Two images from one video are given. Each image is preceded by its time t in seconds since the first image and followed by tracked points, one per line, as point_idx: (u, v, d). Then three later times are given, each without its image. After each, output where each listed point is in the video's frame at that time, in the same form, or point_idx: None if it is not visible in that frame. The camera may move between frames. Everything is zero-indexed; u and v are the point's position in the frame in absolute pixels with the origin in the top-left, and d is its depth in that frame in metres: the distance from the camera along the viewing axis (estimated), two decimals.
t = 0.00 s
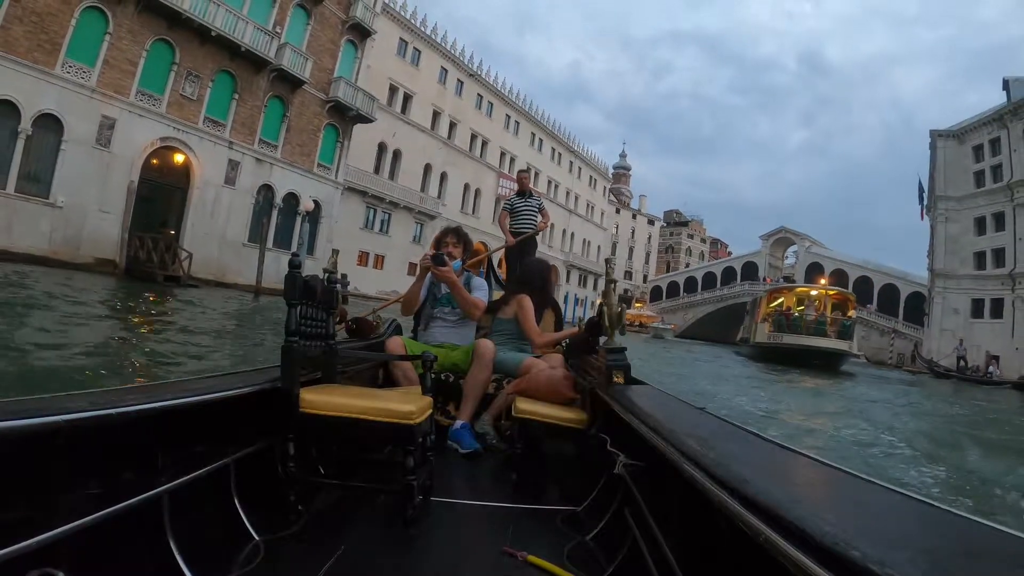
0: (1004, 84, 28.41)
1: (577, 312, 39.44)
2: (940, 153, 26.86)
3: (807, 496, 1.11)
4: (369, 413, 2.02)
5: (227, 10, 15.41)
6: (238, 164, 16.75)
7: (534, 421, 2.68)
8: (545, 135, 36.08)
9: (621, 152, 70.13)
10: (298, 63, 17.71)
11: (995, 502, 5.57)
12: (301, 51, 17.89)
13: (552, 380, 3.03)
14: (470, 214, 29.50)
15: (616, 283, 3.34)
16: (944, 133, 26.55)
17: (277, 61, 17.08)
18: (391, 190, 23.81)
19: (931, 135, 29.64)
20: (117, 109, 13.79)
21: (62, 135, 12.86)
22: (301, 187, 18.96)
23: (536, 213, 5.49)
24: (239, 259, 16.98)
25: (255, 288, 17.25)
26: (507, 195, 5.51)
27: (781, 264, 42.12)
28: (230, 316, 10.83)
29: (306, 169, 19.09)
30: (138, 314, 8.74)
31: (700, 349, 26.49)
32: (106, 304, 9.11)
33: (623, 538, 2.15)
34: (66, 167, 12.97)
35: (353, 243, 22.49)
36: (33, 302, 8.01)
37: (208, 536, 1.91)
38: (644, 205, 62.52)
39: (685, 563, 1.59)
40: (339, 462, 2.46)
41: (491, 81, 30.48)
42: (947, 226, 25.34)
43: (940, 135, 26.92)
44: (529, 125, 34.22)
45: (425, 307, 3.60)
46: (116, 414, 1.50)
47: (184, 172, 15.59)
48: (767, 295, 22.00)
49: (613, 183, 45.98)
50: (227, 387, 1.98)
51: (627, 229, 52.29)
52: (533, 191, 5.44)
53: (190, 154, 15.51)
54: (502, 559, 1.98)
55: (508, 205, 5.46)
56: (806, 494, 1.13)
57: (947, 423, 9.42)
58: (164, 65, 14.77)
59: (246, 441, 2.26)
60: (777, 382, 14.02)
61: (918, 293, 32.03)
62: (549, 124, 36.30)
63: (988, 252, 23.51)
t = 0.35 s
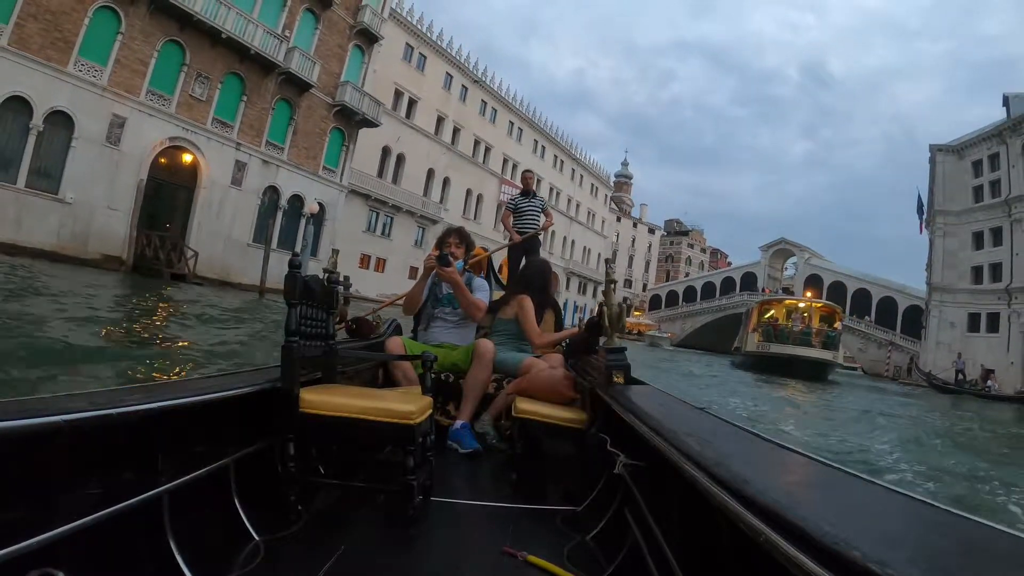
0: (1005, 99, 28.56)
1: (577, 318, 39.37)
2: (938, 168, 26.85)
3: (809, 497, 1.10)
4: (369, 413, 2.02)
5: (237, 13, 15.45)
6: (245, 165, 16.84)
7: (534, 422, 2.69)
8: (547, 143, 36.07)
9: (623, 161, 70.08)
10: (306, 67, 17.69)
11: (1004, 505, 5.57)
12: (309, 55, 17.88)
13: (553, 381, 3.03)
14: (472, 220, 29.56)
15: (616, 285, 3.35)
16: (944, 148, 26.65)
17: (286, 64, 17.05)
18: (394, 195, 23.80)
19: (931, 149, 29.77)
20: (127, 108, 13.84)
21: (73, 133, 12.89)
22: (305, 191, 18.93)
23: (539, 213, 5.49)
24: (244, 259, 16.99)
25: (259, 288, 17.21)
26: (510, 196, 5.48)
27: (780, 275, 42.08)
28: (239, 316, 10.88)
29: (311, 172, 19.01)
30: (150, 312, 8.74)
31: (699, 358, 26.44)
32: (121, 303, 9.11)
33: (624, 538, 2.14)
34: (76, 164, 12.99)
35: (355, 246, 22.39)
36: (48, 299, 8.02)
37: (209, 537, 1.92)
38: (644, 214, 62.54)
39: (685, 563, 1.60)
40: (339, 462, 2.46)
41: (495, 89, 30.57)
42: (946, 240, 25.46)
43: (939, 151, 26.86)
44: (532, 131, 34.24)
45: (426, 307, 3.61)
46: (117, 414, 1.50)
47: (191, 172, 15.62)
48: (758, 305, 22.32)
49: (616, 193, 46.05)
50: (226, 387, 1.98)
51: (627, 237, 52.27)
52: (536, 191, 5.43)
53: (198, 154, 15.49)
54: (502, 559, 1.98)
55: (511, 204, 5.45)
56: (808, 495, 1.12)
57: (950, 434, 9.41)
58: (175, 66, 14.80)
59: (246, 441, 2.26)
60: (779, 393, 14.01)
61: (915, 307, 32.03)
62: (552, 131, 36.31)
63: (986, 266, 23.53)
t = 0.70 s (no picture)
0: (1006, 104, 28.49)
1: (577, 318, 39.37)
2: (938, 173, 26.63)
3: (809, 497, 1.10)
4: (368, 414, 2.02)
5: (243, 13, 15.49)
6: (250, 163, 16.77)
7: (535, 422, 2.69)
8: (548, 142, 36.04)
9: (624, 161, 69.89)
10: (311, 66, 17.69)
11: (1006, 504, 5.58)
12: (314, 55, 17.88)
13: (553, 381, 3.03)
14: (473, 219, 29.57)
15: (617, 285, 3.35)
16: (944, 152, 26.52)
17: (291, 63, 17.05)
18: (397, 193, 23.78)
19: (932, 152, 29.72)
20: (135, 106, 13.85)
21: (82, 130, 12.91)
22: (310, 190, 18.94)
23: (544, 212, 5.49)
24: (248, 256, 16.96)
25: (263, 285, 17.21)
26: (514, 195, 5.47)
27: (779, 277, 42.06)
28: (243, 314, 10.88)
29: (315, 171, 18.99)
30: (156, 308, 8.80)
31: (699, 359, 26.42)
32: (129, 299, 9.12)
33: (624, 538, 2.14)
34: (84, 160, 13.00)
35: (356, 244, 22.41)
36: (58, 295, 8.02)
37: (208, 537, 1.91)
38: (644, 215, 62.51)
39: (684, 564, 1.60)
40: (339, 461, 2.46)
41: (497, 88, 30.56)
42: (945, 244, 25.46)
43: (940, 155, 26.68)
44: (534, 131, 34.21)
45: (426, 307, 3.61)
46: (116, 413, 1.50)
47: (198, 170, 15.63)
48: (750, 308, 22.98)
49: (616, 193, 46.03)
50: (226, 386, 1.98)
51: (627, 237, 52.22)
52: (541, 190, 5.42)
53: (204, 152, 15.54)
54: (502, 559, 1.97)
55: (516, 203, 5.45)
56: (808, 495, 1.12)
57: (951, 434, 9.44)
58: (182, 64, 14.80)
59: (246, 441, 2.26)
60: (780, 393, 14.02)
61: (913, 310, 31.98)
62: (554, 131, 36.26)
63: (985, 270, 23.40)
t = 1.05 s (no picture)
0: (999, 85, 28.32)
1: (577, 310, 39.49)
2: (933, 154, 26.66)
3: (808, 496, 1.10)
4: (369, 413, 2.02)
5: (238, 18, 15.42)
6: (250, 166, 16.80)
7: (534, 422, 2.69)
8: (543, 135, 35.97)
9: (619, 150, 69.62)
10: (306, 68, 17.64)
11: (996, 502, 5.64)
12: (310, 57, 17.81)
13: (553, 380, 3.03)
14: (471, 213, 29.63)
15: (616, 283, 3.33)
16: (938, 134, 26.24)
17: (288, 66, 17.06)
18: (395, 189, 23.77)
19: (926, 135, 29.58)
20: (134, 114, 13.86)
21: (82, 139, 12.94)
22: (309, 190, 18.96)
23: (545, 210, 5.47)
24: (251, 257, 17.00)
25: (267, 285, 17.27)
26: (515, 194, 5.45)
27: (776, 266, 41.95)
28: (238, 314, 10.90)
29: (313, 172, 18.98)
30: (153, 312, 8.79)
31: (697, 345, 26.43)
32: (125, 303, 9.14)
33: (625, 538, 2.13)
34: (85, 168, 13.04)
35: (357, 242, 22.48)
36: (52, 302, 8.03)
37: (208, 536, 1.91)
38: (642, 203, 62.37)
39: (685, 563, 1.59)
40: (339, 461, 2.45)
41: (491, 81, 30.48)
42: (941, 226, 25.04)
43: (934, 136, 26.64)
44: (529, 123, 34.15)
45: (425, 308, 3.61)
46: (116, 413, 1.50)
47: (199, 175, 15.64)
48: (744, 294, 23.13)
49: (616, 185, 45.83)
50: (227, 387, 1.98)
51: (625, 228, 52.18)
52: (543, 187, 5.38)
53: (204, 157, 15.54)
54: (502, 559, 1.97)
55: (518, 201, 5.41)
56: (808, 495, 1.12)
57: (942, 430, 9.51)
58: (178, 71, 14.83)
59: (246, 440, 2.26)
60: (777, 385, 14.03)
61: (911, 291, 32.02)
62: (549, 123, 36.17)
63: (981, 250, 23.39)
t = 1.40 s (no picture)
0: (990, 68, 28.19)
1: (578, 305, 39.57)
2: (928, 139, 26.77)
3: (808, 496, 1.10)
4: (370, 413, 2.02)
5: (233, 30, 15.46)
6: (250, 177, 16.81)
7: (535, 422, 2.68)
8: (539, 133, 35.92)
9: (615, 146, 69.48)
10: (302, 78, 17.58)
11: (997, 504, 5.58)
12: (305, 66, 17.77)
13: (554, 381, 3.03)
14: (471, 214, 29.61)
15: (617, 283, 3.32)
16: (931, 119, 26.30)
17: (283, 76, 17.00)
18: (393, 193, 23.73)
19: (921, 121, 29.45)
20: (135, 130, 13.93)
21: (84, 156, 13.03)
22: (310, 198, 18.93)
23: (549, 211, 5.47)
24: (254, 266, 17.01)
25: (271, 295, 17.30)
26: (518, 197, 5.46)
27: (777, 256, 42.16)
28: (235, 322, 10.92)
29: (314, 180, 18.96)
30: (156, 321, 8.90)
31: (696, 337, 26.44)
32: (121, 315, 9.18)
33: (625, 538, 2.13)
34: (88, 185, 13.14)
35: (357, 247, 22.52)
36: (52, 318, 8.08)
37: (208, 537, 1.91)
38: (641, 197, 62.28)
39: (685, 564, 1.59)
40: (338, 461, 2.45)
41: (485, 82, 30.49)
42: (938, 210, 25.15)
43: (928, 121, 26.61)
44: (524, 121, 34.13)
45: (425, 308, 3.62)
46: (118, 415, 1.51)
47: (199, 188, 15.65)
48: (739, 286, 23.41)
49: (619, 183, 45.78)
50: (227, 387, 1.97)
51: (625, 224, 52.13)
52: (545, 190, 5.39)
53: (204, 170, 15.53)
54: (502, 559, 1.97)
55: (521, 203, 5.42)
56: (808, 495, 1.12)
57: (944, 428, 9.44)
58: (177, 86, 14.86)
59: (246, 440, 2.25)
60: (778, 383, 13.96)
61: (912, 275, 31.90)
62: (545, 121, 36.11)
63: (977, 233, 23.32)
